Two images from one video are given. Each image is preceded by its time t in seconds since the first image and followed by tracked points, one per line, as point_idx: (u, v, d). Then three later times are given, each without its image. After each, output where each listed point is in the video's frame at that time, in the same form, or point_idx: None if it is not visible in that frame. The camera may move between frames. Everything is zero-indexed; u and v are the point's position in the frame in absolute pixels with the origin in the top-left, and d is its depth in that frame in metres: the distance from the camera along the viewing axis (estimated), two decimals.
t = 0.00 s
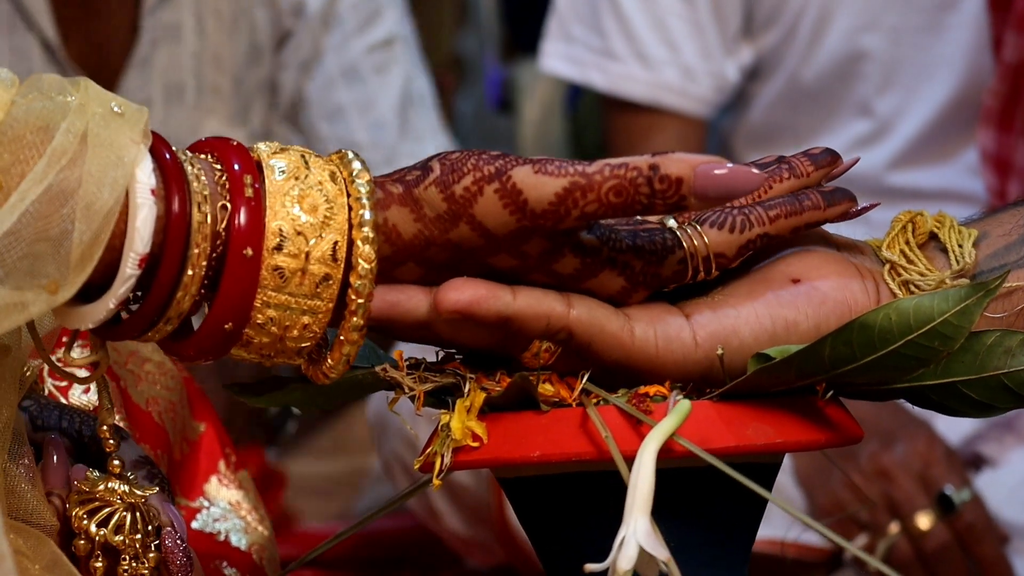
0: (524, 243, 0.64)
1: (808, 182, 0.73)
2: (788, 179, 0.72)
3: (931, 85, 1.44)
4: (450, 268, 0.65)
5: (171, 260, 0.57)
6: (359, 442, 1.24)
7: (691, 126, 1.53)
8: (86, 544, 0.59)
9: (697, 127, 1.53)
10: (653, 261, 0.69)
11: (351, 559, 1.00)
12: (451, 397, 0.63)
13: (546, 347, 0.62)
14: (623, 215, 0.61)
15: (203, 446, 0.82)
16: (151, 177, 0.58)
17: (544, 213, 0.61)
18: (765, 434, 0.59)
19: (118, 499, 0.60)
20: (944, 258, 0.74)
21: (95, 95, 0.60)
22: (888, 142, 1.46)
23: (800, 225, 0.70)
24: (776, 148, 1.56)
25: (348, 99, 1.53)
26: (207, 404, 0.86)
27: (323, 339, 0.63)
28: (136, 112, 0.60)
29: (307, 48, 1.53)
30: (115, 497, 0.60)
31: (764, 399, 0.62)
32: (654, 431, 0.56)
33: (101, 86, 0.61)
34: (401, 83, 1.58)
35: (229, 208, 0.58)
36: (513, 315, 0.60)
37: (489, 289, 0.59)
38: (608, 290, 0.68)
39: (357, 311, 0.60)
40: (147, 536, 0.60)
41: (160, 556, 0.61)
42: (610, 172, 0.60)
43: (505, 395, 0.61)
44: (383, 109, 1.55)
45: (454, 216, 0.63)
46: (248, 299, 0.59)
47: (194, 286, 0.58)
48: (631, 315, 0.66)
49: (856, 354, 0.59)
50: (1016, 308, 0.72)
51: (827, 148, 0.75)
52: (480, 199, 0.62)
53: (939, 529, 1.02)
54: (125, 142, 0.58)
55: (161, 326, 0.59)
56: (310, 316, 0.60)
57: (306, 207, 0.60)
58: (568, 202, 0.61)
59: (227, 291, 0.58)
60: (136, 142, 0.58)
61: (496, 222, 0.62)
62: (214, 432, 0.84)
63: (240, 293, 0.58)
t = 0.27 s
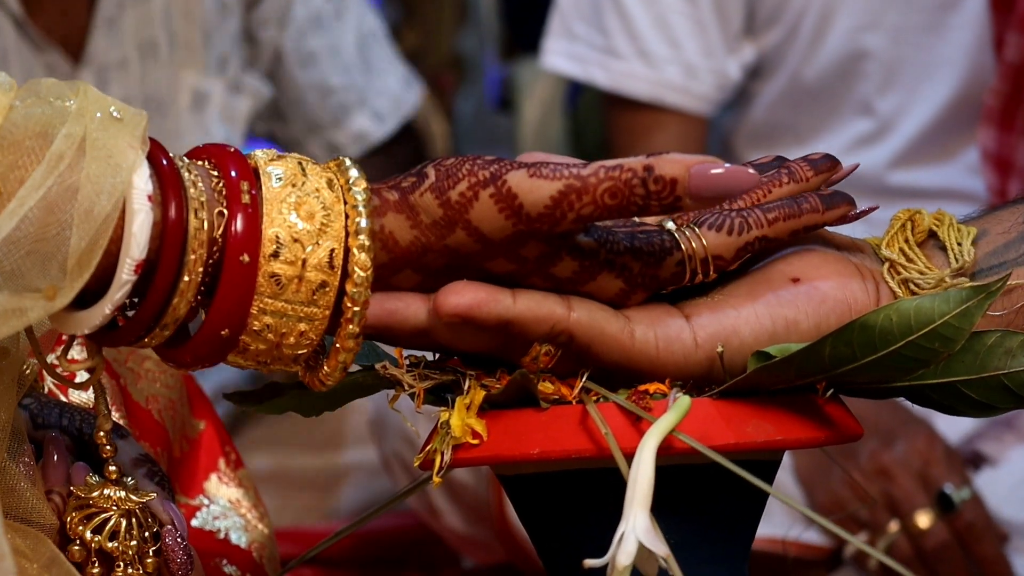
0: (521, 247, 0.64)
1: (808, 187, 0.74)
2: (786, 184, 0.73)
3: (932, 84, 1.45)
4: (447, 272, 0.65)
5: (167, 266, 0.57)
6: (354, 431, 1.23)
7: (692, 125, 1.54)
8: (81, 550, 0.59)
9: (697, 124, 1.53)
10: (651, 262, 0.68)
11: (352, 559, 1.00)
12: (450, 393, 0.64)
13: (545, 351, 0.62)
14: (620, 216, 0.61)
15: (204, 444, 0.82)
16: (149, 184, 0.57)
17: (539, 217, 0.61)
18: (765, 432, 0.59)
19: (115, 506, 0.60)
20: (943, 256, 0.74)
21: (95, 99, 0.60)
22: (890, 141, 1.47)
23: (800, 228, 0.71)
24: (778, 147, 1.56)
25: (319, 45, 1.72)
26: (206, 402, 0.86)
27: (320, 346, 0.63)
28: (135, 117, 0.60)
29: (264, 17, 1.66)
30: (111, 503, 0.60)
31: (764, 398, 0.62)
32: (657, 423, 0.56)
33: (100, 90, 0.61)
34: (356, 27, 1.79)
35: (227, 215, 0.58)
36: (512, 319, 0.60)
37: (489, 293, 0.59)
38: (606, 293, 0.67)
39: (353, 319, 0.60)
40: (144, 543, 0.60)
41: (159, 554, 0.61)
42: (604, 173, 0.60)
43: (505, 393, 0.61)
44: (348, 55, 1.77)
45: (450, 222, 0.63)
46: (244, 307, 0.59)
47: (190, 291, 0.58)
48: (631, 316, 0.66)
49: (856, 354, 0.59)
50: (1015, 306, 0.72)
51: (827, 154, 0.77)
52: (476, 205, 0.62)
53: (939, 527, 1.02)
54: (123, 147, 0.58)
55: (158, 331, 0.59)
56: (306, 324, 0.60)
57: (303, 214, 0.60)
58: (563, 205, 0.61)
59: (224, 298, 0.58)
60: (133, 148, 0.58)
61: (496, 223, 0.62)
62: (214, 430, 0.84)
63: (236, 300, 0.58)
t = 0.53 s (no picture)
0: (520, 249, 0.64)
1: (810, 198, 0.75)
2: (789, 196, 0.74)
3: (935, 83, 1.46)
4: (448, 273, 0.65)
5: (167, 268, 0.57)
6: (353, 427, 1.22)
7: (694, 125, 1.53)
8: (81, 554, 0.59)
9: (699, 122, 1.53)
10: (650, 264, 0.68)
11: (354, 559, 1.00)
12: (451, 394, 0.64)
13: (547, 353, 0.62)
14: (619, 218, 0.61)
15: (206, 444, 0.82)
16: (149, 186, 0.57)
17: (540, 218, 0.61)
18: (766, 432, 0.60)
19: (116, 509, 0.60)
20: (943, 256, 0.74)
21: (96, 102, 0.60)
22: (892, 140, 1.48)
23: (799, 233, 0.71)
24: (780, 146, 1.57)
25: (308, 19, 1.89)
26: (208, 402, 0.86)
27: (321, 348, 0.63)
28: (136, 119, 0.60)
29: (250, 8, 1.81)
30: (112, 506, 0.60)
31: (764, 398, 0.62)
32: (658, 424, 0.56)
33: (101, 93, 0.61)
34: None
35: (227, 217, 0.58)
36: (513, 320, 0.60)
37: (489, 295, 0.59)
38: (606, 294, 0.68)
39: (353, 321, 0.60)
40: (145, 546, 0.60)
41: (162, 555, 0.61)
42: (604, 176, 0.60)
43: (506, 394, 0.61)
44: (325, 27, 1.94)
45: (449, 224, 0.63)
46: (244, 309, 0.59)
47: (190, 294, 0.58)
48: (631, 318, 0.66)
49: (857, 354, 0.59)
50: (1015, 306, 0.72)
51: (830, 168, 0.77)
52: (477, 207, 0.62)
53: (939, 528, 1.02)
54: (122, 150, 0.58)
55: (157, 334, 0.59)
56: (306, 326, 0.60)
57: (303, 216, 0.60)
58: (563, 207, 0.61)
59: (224, 301, 0.58)
60: (133, 151, 0.58)
61: (496, 225, 0.62)
62: (216, 430, 0.84)
63: (236, 302, 0.58)
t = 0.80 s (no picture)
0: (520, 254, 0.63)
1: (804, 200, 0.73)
2: (783, 197, 0.73)
3: (935, 84, 1.46)
4: (446, 276, 0.65)
5: (164, 269, 0.57)
6: (350, 429, 1.21)
7: (694, 126, 1.53)
8: (78, 556, 0.59)
9: (700, 122, 1.54)
10: (646, 265, 0.68)
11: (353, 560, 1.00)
12: (450, 396, 0.64)
13: (544, 356, 0.62)
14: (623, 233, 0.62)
15: (204, 445, 0.83)
16: (146, 187, 0.57)
17: (546, 223, 0.62)
18: (764, 432, 0.60)
19: (113, 511, 0.60)
20: (940, 258, 0.74)
21: (92, 103, 0.60)
22: (891, 141, 1.49)
23: (793, 236, 0.71)
24: (780, 147, 1.57)
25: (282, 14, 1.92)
26: (206, 403, 0.86)
27: (318, 350, 0.63)
28: (132, 120, 0.60)
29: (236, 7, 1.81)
30: (109, 509, 0.60)
31: (763, 399, 0.62)
32: (655, 425, 0.56)
33: (97, 94, 0.61)
34: None
35: (225, 218, 0.59)
36: (511, 322, 0.60)
37: (487, 297, 0.59)
38: (603, 296, 0.67)
39: (352, 321, 0.60)
40: (143, 548, 0.60)
41: (160, 555, 0.61)
42: (614, 189, 0.61)
43: (504, 395, 0.61)
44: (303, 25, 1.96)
45: (453, 223, 0.63)
46: (242, 310, 0.59)
47: (187, 295, 0.58)
48: (629, 319, 0.66)
49: (854, 355, 0.59)
50: (1013, 307, 0.72)
51: (822, 167, 0.76)
52: (482, 208, 0.62)
53: (938, 531, 1.02)
54: (119, 150, 0.58)
55: (154, 335, 0.59)
56: (304, 327, 0.60)
57: (300, 217, 0.60)
58: (570, 215, 0.61)
59: (221, 301, 0.58)
60: (130, 151, 0.58)
61: (496, 225, 0.62)
62: (214, 431, 0.84)
63: (234, 302, 0.58)
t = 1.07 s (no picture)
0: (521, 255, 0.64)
1: (802, 202, 0.73)
2: (781, 201, 0.72)
3: (934, 88, 1.46)
4: (446, 277, 0.65)
5: (164, 268, 0.57)
6: (350, 432, 1.21)
7: (694, 129, 1.54)
8: (76, 557, 0.59)
9: (699, 127, 1.54)
10: (645, 266, 0.68)
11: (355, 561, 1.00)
12: (449, 396, 0.64)
13: (544, 357, 0.62)
14: (624, 236, 0.62)
15: (203, 446, 0.83)
16: (146, 186, 0.57)
17: (547, 223, 0.62)
18: (764, 432, 0.60)
19: (111, 513, 0.60)
20: (940, 259, 0.74)
21: (92, 103, 0.60)
22: (890, 144, 1.49)
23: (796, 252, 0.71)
24: (779, 150, 1.57)
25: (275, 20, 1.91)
26: (206, 405, 0.86)
27: (318, 352, 0.63)
28: (133, 120, 0.60)
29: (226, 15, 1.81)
30: (107, 511, 0.60)
31: (762, 399, 0.63)
32: (656, 425, 0.56)
33: (98, 94, 0.61)
34: None
35: (224, 218, 0.59)
36: (511, 322, 0.60)
37: (488, 298, 0.60)
38: (602, 297, 0.67)
39: (352, 322, 0.60)
40: (141, 550, 0.60)
41: (159, 556, 0.61)
42: (615, 191, 0.61)
43: (504, 395, 0.61)
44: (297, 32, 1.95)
45: (454, 223, 0.63)
46: (242, 310, 0.59)
47: (187, 295, 0.58)
48: (629, 320, 0.66)
49: (854, 355, 0.59)
50: (1012, 308, 0.72)
51: (819, 166, 0.76)
52: (483, 208, 0.62)
53: (937, 532, 1.02)
54: (118, 149, 0.58)
55: (153, 335, 0.59)
56: (304, 327, 0.60)
57: (300, 217, 0.60)
58: (572, 216, 0.62)
59: (221, 300, 0.58)
60: (130, 151, 0.58)
61: (497, 225, 0.62)
62: (213, 432, 0.84)
63: (234, 302, 0.58)
